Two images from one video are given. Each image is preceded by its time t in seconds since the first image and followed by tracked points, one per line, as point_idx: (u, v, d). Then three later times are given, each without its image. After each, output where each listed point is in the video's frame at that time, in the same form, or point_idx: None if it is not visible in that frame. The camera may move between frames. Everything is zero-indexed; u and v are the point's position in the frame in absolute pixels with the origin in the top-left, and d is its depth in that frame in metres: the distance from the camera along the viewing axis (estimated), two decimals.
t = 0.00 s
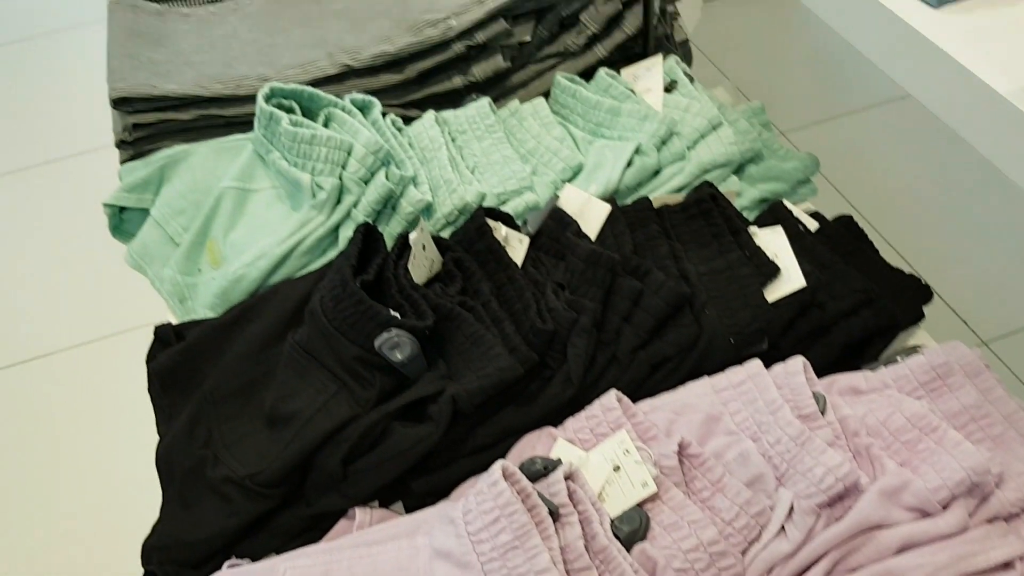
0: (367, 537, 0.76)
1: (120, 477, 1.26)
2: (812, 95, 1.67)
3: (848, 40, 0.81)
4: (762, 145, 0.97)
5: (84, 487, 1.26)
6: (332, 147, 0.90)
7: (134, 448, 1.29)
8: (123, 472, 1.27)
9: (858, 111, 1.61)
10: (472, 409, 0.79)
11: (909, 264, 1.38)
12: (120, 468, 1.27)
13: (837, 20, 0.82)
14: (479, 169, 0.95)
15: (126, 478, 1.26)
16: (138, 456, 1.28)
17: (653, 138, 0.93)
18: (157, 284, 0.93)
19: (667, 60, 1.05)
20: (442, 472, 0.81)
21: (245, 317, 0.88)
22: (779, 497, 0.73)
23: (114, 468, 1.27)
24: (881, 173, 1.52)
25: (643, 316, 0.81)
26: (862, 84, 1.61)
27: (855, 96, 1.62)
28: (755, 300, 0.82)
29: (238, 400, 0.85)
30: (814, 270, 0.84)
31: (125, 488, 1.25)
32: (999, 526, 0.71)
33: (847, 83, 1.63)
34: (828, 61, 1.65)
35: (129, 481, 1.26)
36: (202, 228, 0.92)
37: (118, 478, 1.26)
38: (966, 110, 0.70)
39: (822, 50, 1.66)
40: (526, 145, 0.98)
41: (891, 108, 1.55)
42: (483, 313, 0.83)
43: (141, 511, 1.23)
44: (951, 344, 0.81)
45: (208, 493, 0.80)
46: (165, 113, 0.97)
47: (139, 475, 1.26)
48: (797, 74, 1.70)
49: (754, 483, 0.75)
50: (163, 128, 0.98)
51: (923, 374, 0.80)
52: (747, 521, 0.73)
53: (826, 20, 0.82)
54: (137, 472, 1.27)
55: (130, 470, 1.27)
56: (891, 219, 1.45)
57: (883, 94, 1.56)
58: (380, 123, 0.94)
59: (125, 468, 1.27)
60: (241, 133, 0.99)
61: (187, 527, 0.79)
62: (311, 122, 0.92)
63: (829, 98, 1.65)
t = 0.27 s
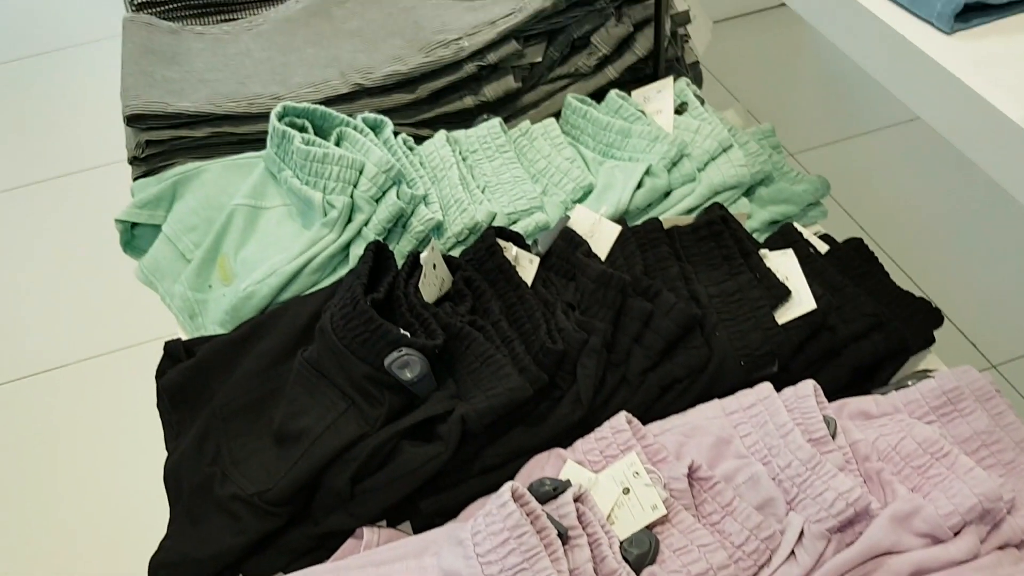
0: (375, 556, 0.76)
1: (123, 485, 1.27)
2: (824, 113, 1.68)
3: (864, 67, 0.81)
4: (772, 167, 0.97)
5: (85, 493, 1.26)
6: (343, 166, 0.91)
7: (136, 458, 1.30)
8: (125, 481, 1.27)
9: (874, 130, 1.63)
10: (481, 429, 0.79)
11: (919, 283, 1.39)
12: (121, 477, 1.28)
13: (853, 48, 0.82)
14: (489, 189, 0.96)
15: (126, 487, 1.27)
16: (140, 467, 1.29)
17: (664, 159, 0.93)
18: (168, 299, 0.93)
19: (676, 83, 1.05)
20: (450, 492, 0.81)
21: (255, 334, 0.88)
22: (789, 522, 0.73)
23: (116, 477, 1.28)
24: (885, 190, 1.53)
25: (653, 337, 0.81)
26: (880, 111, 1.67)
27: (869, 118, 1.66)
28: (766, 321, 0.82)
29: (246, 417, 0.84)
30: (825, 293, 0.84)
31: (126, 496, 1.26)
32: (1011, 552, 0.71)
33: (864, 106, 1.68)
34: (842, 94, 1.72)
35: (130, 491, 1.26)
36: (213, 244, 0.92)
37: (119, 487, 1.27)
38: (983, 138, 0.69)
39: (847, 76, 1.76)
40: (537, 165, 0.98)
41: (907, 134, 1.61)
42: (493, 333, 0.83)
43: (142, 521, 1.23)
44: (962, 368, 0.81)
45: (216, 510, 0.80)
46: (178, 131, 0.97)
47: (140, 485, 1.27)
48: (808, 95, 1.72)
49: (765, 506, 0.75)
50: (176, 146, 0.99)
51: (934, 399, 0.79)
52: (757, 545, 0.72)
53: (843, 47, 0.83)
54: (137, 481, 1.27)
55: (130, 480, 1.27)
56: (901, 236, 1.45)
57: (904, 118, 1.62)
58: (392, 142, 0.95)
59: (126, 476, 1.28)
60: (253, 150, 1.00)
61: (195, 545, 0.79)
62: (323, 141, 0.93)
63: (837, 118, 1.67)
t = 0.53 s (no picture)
0: (380, 569, 0.76)
1: (125, 487, 1.27)
2: (831, 127, 1.69)
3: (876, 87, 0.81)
4: (780, 183, 0.98)
5: (86, 496, 1.27)
6: (352, 177, 0.91)
7: (137, 461, 1.31)
8: (127, 484, 1.28)
9: (882, 145, 1.64)
10: (488, 443, 0.79)
11: (926, 298, 1.38)
12: (121, 480, 1.28)
13: (866, 68, 0.82)
14: (497, 201, 0.96)
15: (126, 490, 1.27)
16: (140, 470, 1.29)
17: (672, 174, 0.94)
18: (176, 309, 0.93)
19: (685, 97, 1.05)
20: (457, 505, 0.81)
21: (263, 345, 0.88)
22: (797, 538, 0.73)
23: (117, 481, 1.28)
24: (891, 204, 1.53)
25: (661, 352, 0.81)
26: (887, 126, 1.67)
27: (876, 133, 1.66)
28: (774, 336, 0.82)
29: (252, 428, 0.84)
30: (833, 308, 0.84)
31: (127, 499, 1.26)
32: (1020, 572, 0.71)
33: (871, 121, 1.68)
34: (849, 109, 1.72)
35: (130, 493, 1.27)
36: (221, 255, 0.93)
37: (121, 491, 1.27)
38: (994, 155, 0.69)
39: (854, 90, 1.76)
40: (545, 178, 0.99)
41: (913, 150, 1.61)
42: (501, 345, 0.83)
43: (143, 524, 1.23)
44: (971, 385, 0.81)
45: (222, 521, 0.80)
46: (188, 141, 0.98)
47: (141, 488, 1.27)
48: (815, 109, 1.73)
49: (773, 523, 0.74)
50: (186, 156, 0.99)
51: (943, 416, 0.79)
52: (765, 562, 0.72)
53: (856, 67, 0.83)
54: (137, 483, 1.28)
55: (130, 482, 1.28)
56: (908, 250, 1.45)
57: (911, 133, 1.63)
58: (401, 154, 0.95)
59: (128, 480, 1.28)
60: (263, 161, 1.00)
61: (201, 555, 0.79)
62: (332, 152, 0.93)
63: (845, 132, 1.67)
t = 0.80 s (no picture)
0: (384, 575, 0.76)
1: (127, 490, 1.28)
2: (837, 134, 1.68)
3: (885, 97, 0.81)
4: (786, 190, 0.97)
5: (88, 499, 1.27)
6: (359, 183, 0.91)
7: (139, 461, 1.31)
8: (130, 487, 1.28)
9: (888, 152, 1.63)
10: (492, 450, 0.79)
11: (930, 305, 1.38)
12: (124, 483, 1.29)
13: (875, 78, 0.82)
14: (503, 208, 0.96)
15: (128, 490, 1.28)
16: (141, 471, 1.30)
17: (678, 181, 0.93)
18: (181, 314, 0.94)
19: (691, 104, 1.05)
20: (460, 512, 0.80)
21: (268, 350, 0.89)
22: (802, 547, 0.73)
23: (120, 483, 1.29)
24: (894, 208, 1.53)
25: (666, 360, 0.81)
26: (893, 133, 1.67)
27: (883, 140, 1.66)
28: (780, 344, 0.81)
29: (257, 433, 0.85)
30: (839, 317, 0.84)
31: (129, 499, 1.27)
32: None
33: (877, 128, 1.68)
34: (856, 115, 1.72)
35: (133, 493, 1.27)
36: (227, 260, 0.93)
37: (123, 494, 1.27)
38: (1003, 166, 0.69)
39: (860, 97, 1.76)
40: (551, 184, 0.99)
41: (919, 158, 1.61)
42: (506, 353, 0.83)
43: (147, 524, 1.24)
44: (977, 395, 0.80)
45: (227, 526, 0.80)
46: (195, 146, 0.98)
47: (143, 490, 1.28)
48: (821, 116, 1.72)
49: (777, 532, 0.74)
50: (193, 161, 0.99)
51: (949, 425, 0.79)
52: (769, 571, 0.72)
53: (864, 77, 0.83)
54: (139, 484, 1.28)
55: (131, 483, 1.28)
56: (913, 257, 1.45)
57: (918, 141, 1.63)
58: (407, 160, 0.95)
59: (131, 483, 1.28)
60: (270, 166, 1.00)
61: (205, 560, 0.79)
62: (339, 158, 0.93)
63: (851, 139, 1.67)
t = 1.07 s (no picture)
0: None
1: (132, 489, 1.28)
2: (841, 135, 1.68)
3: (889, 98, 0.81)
4: (790, 192, 0.97)
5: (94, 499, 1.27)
6: (362, 183, 0.91)
7: (141, 459, 1.31)
8: (135, 487, 1.28)
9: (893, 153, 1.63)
10: (495, 452, 0.79)
11: (935, 307, 1.38)
12: (129, 482, 1.29)
13: (879, 79, 0.82)
14: (507, 209, 0.96)
15: (131, 488, 1.28)
16: (144, 469, 1.30)
17: (682, 182, 0.93)
18: (184, 313, 0.94)
19: (695, 105, 1.05)
20: (462, 513, 0.81)
21: (272, 350, 0.89)
22: (804, 550, 0.73)
23: (125, 483, 1.29)
24: (895, 206, 1.54)
25: (670, 362, 0.81)
26: (897, 134, 1.67)
27: (887, 141, 1.66)
28: (782, 345, 0.81)
29: (260, 433, 0.85)
30: (842, 319, 0.84)
31: (133, 496, 1.27)
32: None
33: (881, 129, 1.68)
34: (860, 117, 1.71)
35: (136, 491, 1.28)
36: (230, 260, 0.93)
37: (127, 494, 1.27)
38: (1007, 169, 0.69)
39: (864, 99, 1.75)
40: (554, 185, 0.99)
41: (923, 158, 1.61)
42: (509, 354, 0.83)
43: (153, 518, 1.25)
44: (981, 397, 0.80)
45: (230, 526, 0.81)
46: (199, 146, 0.98)
47: (149, 489, 1.28)
48: (825, 117, 1.72)
49: (780, 535, 0.74)
50: (197, 161, 1.00)
51: (952, 428, 0.78)
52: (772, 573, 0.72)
53: (868, 79, 0.83)
54: (142, 481, 1.29)
55: (134, 481, 1.29)
56: (915, 256, 1.46)
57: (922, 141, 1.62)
58: (411, 160, 0.95)
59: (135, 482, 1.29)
60: (274, 166, 1.00)
61: (207, 560, 0.80)
62: (342, 158, 0.93)
63: (855, 141, 1.67)
